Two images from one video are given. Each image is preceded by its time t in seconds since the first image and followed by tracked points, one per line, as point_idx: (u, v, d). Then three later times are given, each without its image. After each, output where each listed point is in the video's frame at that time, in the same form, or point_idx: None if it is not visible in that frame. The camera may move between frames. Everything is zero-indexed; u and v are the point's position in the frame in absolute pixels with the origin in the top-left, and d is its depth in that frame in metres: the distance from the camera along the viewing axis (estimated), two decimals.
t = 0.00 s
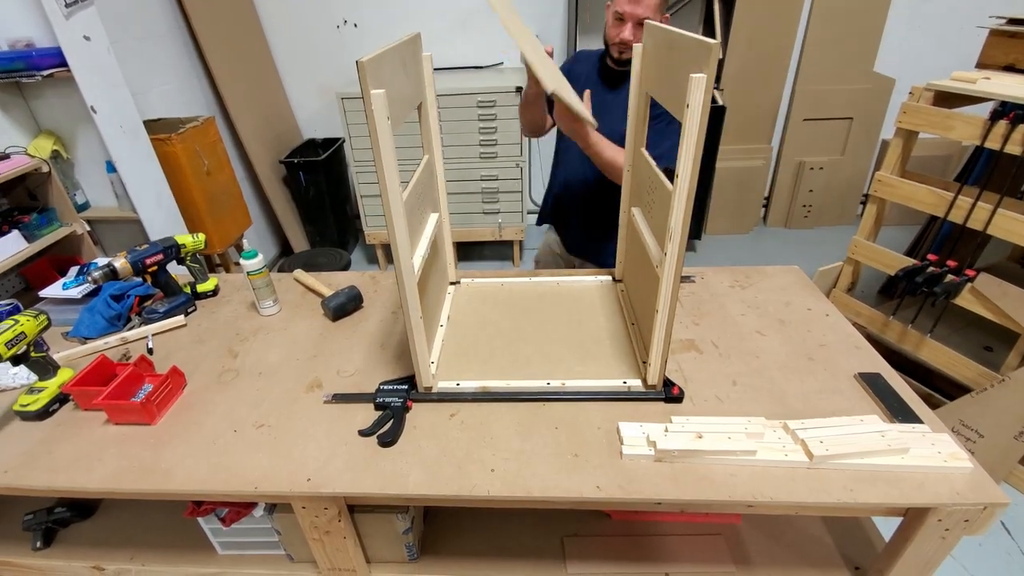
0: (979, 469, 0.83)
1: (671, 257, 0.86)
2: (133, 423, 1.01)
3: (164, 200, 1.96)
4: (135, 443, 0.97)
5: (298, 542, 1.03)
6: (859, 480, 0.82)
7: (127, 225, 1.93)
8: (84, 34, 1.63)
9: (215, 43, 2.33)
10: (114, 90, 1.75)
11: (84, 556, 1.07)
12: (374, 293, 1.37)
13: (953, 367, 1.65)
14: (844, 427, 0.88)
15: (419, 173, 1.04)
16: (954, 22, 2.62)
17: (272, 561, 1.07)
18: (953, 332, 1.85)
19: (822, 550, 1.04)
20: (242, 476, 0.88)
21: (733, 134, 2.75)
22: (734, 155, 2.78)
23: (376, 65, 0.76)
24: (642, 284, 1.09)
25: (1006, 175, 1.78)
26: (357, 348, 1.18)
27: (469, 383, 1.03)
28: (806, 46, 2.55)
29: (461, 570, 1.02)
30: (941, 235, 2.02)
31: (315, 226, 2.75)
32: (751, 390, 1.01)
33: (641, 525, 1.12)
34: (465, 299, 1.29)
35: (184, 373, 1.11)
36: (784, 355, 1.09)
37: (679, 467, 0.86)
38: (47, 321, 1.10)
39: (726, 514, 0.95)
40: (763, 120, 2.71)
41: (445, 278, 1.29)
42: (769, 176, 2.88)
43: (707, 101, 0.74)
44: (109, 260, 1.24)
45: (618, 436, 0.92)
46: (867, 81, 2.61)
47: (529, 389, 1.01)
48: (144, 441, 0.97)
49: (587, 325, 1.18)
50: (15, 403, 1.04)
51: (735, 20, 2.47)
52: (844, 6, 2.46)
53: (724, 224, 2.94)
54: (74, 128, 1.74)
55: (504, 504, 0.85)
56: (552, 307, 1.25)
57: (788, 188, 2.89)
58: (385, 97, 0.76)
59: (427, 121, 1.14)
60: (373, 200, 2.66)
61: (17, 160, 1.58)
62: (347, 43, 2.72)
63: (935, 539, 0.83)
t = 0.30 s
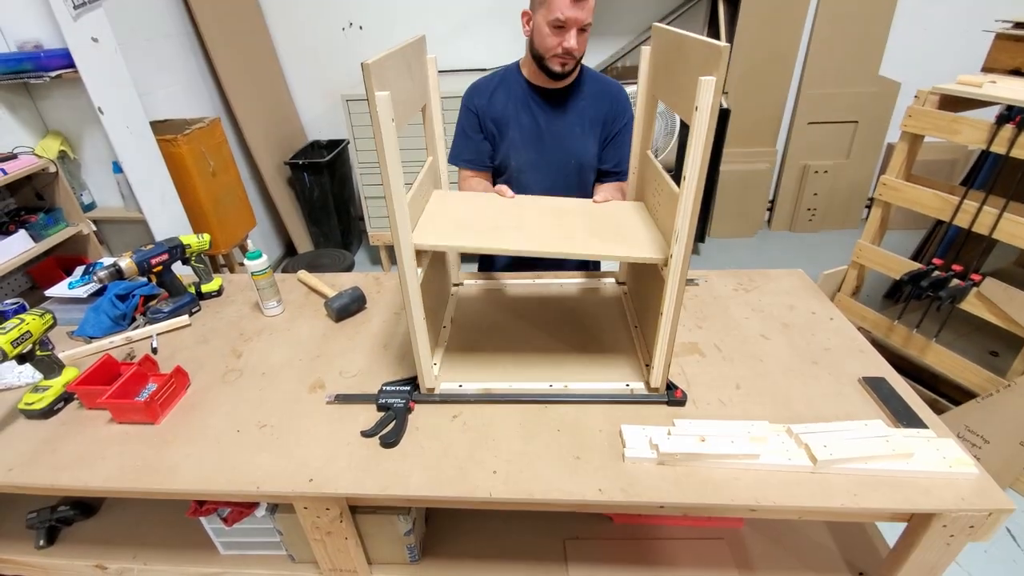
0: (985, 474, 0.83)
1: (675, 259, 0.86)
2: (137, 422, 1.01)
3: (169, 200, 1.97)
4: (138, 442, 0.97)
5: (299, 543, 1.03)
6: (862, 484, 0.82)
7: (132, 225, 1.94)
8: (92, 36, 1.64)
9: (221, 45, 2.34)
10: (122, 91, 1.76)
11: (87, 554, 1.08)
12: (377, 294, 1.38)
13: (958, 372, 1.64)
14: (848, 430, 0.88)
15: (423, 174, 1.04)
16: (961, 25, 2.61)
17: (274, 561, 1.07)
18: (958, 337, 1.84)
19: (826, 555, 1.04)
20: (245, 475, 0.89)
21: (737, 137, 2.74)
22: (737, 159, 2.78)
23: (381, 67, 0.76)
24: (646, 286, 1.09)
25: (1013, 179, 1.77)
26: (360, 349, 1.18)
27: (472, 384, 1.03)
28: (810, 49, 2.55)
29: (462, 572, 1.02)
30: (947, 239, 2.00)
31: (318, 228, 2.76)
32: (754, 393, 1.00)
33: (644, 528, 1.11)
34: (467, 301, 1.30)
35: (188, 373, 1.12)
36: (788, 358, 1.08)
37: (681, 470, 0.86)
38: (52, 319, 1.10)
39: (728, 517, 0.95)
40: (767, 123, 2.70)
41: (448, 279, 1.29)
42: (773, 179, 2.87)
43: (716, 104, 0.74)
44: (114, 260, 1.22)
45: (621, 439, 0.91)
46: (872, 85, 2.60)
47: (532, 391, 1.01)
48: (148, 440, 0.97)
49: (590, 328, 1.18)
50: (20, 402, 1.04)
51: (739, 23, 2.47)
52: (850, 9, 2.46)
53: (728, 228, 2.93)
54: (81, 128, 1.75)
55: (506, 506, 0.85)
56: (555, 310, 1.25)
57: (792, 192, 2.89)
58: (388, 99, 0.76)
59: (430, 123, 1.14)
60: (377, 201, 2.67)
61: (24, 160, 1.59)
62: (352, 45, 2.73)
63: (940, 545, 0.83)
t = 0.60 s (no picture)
0: (989, 474, 0.82)
1: (676, 258, 0.85)
2: (137, 422, 1.01)
3: (169, 200, 1.97)
4: (139, 443, 0.97)
5: (300, 543, 1.03)
6: (866, 484, 0.81)
7: (133, 225, 1.94)
8: (91, 35, 1.64)
9: (220, 44, 2.34)
10: (122, 91, 1.76)
11: (88, 555, 1.08)
12: (377, 294, 1.37)
13: (962, 371, 1.63)
14: (851, 430, 0.87)
15: (422, 173, 1.04)
16: (963, 21, 2.60)
17: (275, 562, 1.07)
18: (961, 335, 1.83)
19: (829, 555, 1.03)
20: (246, 475, 0.89)
21: (738, 135, 2.73)
22: (739, 157, 2.77)
23: (379, 66, 0.76)
24: (648, 285, 1.09)
25: (1016, 176, 1.76)
26: (361, 349, 1.18)
27: (473, 384, 1.03)
28: (812, 47, 2.54)
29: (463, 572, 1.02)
30: (950, 236, 1.99)
31: (319, 227, 2.75)
32: (757, 392, 1.00)
33: (646, 527, 1.11)
34: (467, 300, 1.29)
35: (188, 373, 1.11)
36: (790, 357, 1.08)
37: (682, 470, 0.85)
38: (53, 320, 1.10)
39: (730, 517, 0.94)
40: (768, 121, 2.70)
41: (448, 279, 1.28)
42: (775, 177, 2.87)
43: (716, 103, 0.73)
44: (114, 260, 1.21)
45: (622, 439, 0.91)
46: (874, 82, 2.59)
47: (534, 391, 1.01)
48: (148, 441, 0.97)
49: (591, 327, 1.18)
50: (21, 402, 1.04)
51: (740, 21, 2.46)
52: (852, 6, 2.44)
53: (729, 226, 2.93)
54: (81, 128, 1.75)
55: (507, 507, 0.85)
56: (555, 309, 1.24)
57: (793, 191, 2.88)
58: (386, 98, 0.76)
59: (430, 123, 1.14)
60: (377, 201, 2.67)
61: (24, 160, 1.59)
62: (352, 44, 2.73)
63: (944, 545, 0.82)
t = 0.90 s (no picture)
0: (987, 470, 0.82)
1: (675, 256, 0.85)
2: (136, 421, 1.01)
3: (167, 198, 1.97)
4: (138, 441, 0.97)
5: (300, 541, 1.04)
6: (864, 481, 0.81)
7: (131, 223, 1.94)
8: (89, 34, 1.64)
9: (218, 42, 2.33)
10: (120, 89, 1.76)
11: (88, 553, 1.08)
12: (376, 292, 1.37)
13: (959, 368, 1.63)
14: (850, 427, 0.87)
15: (421, 171, 1.04)
16: (963, 18, 2.59)
17: (275, 560, 1.08)
18: (959, 333, 1.83)
19: (827, 552, 1.03)
20: (245, 474, 0.89)
21: (737, 132, 2.73)
22: (738, 154, 2.76)
23: (376, 63, 0.76)
24: (647, 281, 1.09)
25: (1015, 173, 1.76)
26: (359, 347, 1.17)
27: (472, 382, 1.03)
28: (811, 44, 2.53)
29: (463, 570, 1.02)
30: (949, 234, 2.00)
31: (318, 226, 2.75)
32: (755, 390, 1.00)
33: (646, 524, 1.11)
34: (467, 298, 1.29)
35: (187, 371, 1.11)
36: (788, 355, 1.08)
37: (681, 467, 0.85)
38: (52, 318, 1.10)
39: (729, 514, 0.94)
40: (767, 119, 2.69)
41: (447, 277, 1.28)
42: (774, 174, 2.87)
43: (714, 101, 0.73)
44: (113, 258, 1.23)
45: (621, 436, 0.91)
46: (873, 80, 2.59)
47: (533, 389, 1.01)
48: (147, 439, 0.97)
49: (590, 324, 1.18)
50: (20, 401, 1.04)
51: (740, 18, 2.45)
52: (851, 3, 2.44)
53: (728, 224, 2.93)
54: (79, 127, 1.75)
55: (506, 504, 0.85)
56: (554, 307, 1.24)
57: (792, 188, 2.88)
58: (384, 95, 0.76)
59: (428, 121, 1.14)
60: (376, 199, 2.67)
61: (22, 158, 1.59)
62: (351, 42, 2.72)
63: (942, 541, 0.83)
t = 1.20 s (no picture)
0: (985, 470, 0.83)
1: (675, 257, 0.86)
2: (138, 420, 1.01)
3: (169, 199, 1.97)
4: (140, 440, 0.97)
5: (301, 540, 1.04)
6: (863, 480, 0.82)
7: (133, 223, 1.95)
8: (91, 35, 1.64)
9: (220, 43, 2.34)
10: (122, 90, 1.76)
11: (90, 552, 1.08)
12: (377, 292, 1.38)
13: (960, 369, 1.63)
14: (848, 427, 0.88)
15: (422, 172, 1.05)
16: (961, 20, 2.60)
17: (276, 558, 1.08)
18: (958, 334, 1.84)
19: (827, 552, 1.04)
20: (247, 472, 0.89)
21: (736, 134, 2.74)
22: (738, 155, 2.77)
23: (379, 65, 0.76)
24: (646, 281, 1.09)
25: (1013, 175, 1.77)
26: (361, 347, 1.18)
27: (472, 381, 1.03)
28: (811, 46, 2.54)
29: (464, 569, 1.02)
30: (948, 235, 2.00)
31: (319, 226, 2.76)
32: (754, 390, 1.00)
33: (645, 524, 1.12)
34: (467, 298, 1.29)
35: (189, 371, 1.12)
36: (787, 355, 1.08)
37: (681, 466, 0.86)
38: (54, 317, 1.10)
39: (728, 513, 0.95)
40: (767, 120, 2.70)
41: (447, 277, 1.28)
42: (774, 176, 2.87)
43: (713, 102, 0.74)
44: (115, 259, 1.22)
45: (621, 435, 0.92)
46: (872, 81, 2.60)
47: (533, 389, 1.01)
48: (149, 438, 0.98)
49: (590, 324, 1.18)
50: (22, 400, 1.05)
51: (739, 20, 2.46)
52: (850, 5, 2.45)
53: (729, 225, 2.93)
54: (81, 127, 1.75)
55: (507, 503, 0.85)
56: (555, 307, 1.25)
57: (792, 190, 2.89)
58: (386, 96, 0.76)
59: (429, 122, 1.15)
60: (377, 200, 2.67)
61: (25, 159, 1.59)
62: (352, 43, 2.73)
63: (940, 541, 0.83)
